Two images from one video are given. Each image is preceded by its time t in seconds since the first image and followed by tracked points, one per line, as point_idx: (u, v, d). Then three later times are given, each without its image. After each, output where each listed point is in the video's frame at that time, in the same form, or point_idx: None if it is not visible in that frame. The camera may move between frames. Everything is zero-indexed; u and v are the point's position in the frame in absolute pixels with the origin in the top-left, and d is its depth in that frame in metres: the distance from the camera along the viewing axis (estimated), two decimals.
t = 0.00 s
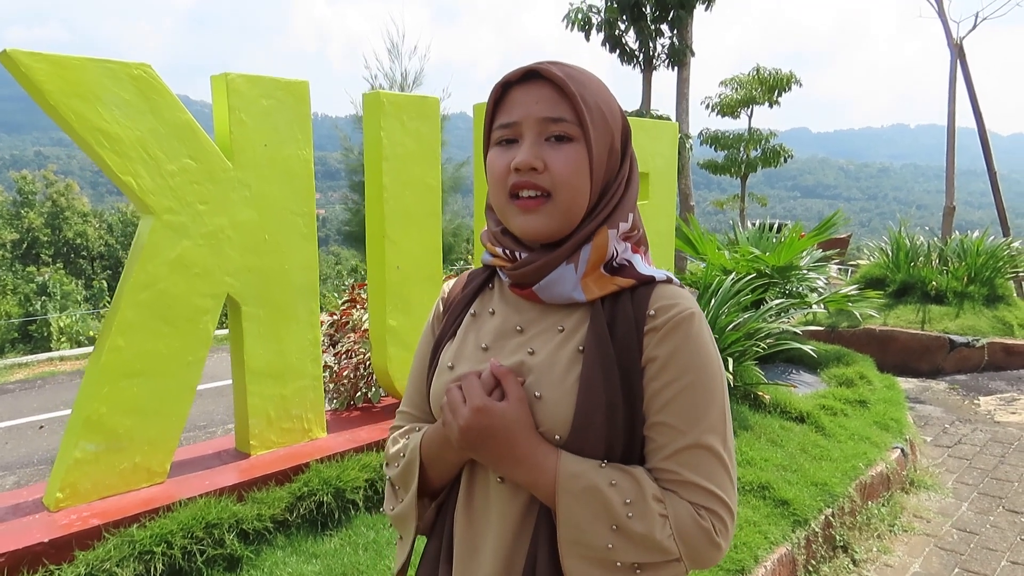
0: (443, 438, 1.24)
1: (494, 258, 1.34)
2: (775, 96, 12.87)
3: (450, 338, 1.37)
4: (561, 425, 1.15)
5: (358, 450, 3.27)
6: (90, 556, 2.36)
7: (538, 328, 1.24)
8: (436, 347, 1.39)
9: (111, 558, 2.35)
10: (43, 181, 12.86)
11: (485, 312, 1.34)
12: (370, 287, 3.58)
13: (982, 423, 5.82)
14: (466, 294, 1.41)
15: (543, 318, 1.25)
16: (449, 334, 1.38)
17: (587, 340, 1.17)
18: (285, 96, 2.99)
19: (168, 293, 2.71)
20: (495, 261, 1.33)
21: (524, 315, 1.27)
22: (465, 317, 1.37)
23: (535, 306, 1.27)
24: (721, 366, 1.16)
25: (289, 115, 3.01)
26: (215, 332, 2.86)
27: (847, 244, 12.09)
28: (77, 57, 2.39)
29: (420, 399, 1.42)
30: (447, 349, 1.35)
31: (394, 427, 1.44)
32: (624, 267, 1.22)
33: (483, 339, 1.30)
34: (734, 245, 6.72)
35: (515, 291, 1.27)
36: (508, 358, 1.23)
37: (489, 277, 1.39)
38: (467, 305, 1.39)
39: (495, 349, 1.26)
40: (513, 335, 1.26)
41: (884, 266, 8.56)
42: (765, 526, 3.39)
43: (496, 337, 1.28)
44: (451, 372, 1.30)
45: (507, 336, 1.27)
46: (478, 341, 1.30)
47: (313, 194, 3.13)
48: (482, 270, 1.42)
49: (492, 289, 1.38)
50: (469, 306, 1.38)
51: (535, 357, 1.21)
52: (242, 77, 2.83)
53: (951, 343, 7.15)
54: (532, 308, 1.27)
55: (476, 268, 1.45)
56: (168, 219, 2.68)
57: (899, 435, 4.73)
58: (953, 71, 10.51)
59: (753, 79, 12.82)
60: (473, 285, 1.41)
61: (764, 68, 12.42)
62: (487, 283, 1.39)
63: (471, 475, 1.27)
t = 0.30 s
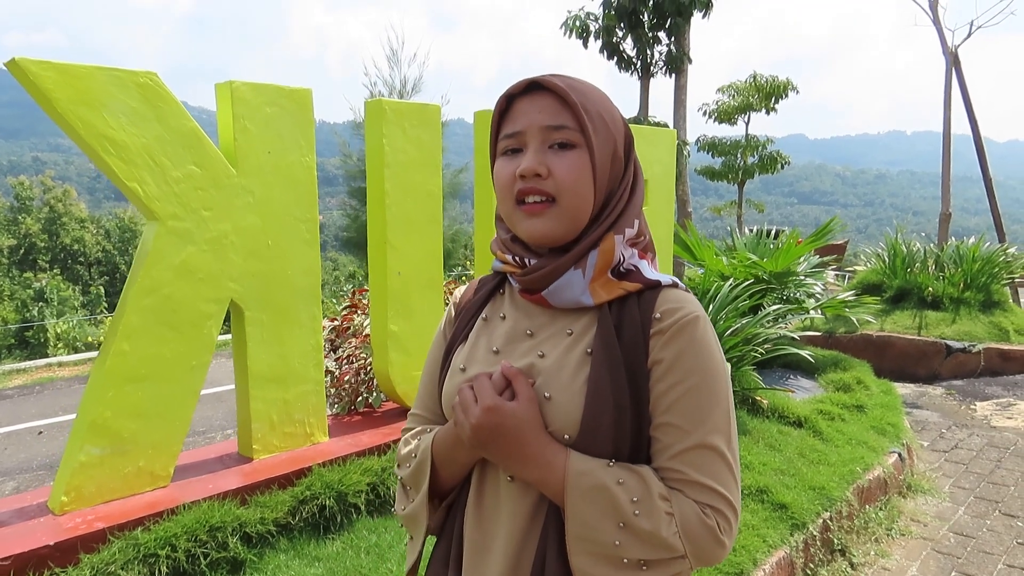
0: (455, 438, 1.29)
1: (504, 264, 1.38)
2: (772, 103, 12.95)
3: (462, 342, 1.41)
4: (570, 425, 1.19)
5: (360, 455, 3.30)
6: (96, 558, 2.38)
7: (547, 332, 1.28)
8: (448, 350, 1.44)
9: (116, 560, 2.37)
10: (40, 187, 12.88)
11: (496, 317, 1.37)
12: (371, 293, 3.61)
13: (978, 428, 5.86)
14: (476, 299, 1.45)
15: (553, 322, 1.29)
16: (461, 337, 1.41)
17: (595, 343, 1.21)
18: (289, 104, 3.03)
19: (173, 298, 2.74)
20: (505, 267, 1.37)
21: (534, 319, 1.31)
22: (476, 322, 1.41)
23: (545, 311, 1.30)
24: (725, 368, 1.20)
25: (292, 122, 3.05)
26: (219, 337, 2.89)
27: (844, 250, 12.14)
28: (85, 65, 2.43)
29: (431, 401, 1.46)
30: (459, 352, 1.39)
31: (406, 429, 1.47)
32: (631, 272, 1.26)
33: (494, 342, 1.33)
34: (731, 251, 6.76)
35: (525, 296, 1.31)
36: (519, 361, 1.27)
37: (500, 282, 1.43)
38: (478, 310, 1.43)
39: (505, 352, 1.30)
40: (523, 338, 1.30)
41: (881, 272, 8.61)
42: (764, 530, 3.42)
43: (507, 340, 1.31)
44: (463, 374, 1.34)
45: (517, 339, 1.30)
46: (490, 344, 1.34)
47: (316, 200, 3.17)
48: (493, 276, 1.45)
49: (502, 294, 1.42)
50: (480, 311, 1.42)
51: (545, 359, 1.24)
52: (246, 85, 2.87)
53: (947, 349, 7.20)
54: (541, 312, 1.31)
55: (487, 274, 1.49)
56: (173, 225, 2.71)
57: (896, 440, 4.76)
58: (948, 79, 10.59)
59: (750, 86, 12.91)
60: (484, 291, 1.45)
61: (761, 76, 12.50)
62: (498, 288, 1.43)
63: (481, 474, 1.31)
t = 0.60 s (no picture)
0: (464, 436, 1.34)
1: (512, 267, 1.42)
2: (766, 108, 13.04)
3: (472, 342, 1.46)
4: (576, 424, 1.23)
5: (360, 455, 3.33)
6: (99, 556, 2.41)
7: (555, 333, 1.32)
8: (459, 349, 1.49)
9: (119, 559, 2.40)
10: (35, 189, 12.86)
11: (505, 318, 1.42)
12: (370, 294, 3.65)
13: (970, 430, 5.92)
14: (486, 300, 1.50)
15: (560, 324, 1.33)
16: (471, 337, 1.47)
17: (600, 344, 1.25)
18: (290, 107, 3.06)
19: (176, 299, 2.77)
20: (513, 271, 1.41)
21: (542, 321, 1.35)
22: (486, 322, 1.46)
23: (553, 312, 1.35)
24: (729, 370, 1.24)
25: (294, 125, 3.08)
26: (220, 338, 2.91)
27: (838, 253, 12.23)
28: (90, 69, 2.46)
29: (442, 400, 1.51)
30: (469, 351, 1.44)
31: (417, 425, 1.52)
32: (636, 274, 1.29)
33: (503, 342, 1.38)
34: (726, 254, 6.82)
35: (533, 297, 1.36)
36: (526, 361, 1.32)
37: (509, 284, 1.47)
38: (488, 311, 1.47)
39: (514, 352, 1.35)
40: (532, 339, 1.35)
41: (874, 276, 8.69)
42: (758, 530, 3.46)
43: (516, 341, 1.36)
44: (474, 372, 1.39)
45: (526, 340, 1.35)
46: (499, 345, 1.38)
47: (317, 203, 3.20)
48: (501, 278, 1.50)
49: (511, 295, 1.46)
50: (490, 311, 1.47)
51: (552, 360, 1.29)
52: (249, 89, 2.90)
53: (940, 352, 7.26)
54: (550, 313, 1.35)
55: (496, 276, 1.53)
56: (176, 227, 2.74)
57: (889, 441, 4.82)
58: (941, 84, 10.69)
59: (745, 91, 12.99)
60: (493, 292, 1.50)
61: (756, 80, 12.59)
62: (507, 290, 1.47)
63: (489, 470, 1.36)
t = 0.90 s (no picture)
0: (466, 433, 1.38)
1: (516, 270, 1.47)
2: (761, 113, 13.13)
3: (478, 341, 1.51)
4: (576, 423, 1.27)
5: (359, 456, 3.37)
6: (101, 556, 2.43)
7: (557, 334, 1.36)
8: (465, 349, 1.54)
9: (121, 558, 2.42)
10: (29, 192, 12.84)
11: (510, 319, 1.47)
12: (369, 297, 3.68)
13: (963, 433, 5.98)
14: (492, 302, 1.55)
15: (563, 325, 1.37)
16: (477, 337, 1.52)
17: (601, 345, 1.29)
18: (292, 112, 3.10)
19: (178, 302, 2.80)
20: (516, 275, 1.45)
21: (546, 322, 1.40)
22: (492, 323, 1.51)
23: (556, 314, 1.39)
24: (727, 374, 1.27)
25: (295, 129, 3.12)
26: (221, 340, 2.94)
27: (832, 258, 12.31)
28: (94, 73, 2.49)
29: (447, 399, 1.56)
30: (475, 351, 1.49)
31: (423, 422, 1.57)
32: (638, 277, 1.32)
33: (507, 342, 1.43)
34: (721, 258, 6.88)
35: (537, 299, 1.40)
36: (528, 361, 1.36)
37: (514, 287, 1.52)
38: (494, 313, 1.52)
39: (517, 352, 1.39)
40: (535, 340, 1.39)
41: (868, 280, 8.76)
42: (753, 531, 3.50)
43: (519, 341, 1.40)
44: (478, 371, 1.43)
45: (529, 341, 1.39)
46: (503, 345, 1.43)
47: (317, 206, 3.23)
48: (506, 281, 1.55)
49: (516, 297, 1.51)
50: (495, 313, 1.52)
51: (553, 360, 1.33)
52: (251, 94, 2.94)
53: (934, 356, 7.33)
54: (553, 315, 1.39)
55: (502, 280, 1.58)
56: (178, 230, 2.77)
57: (883, 444, 4.86)
58: (933, 91, 10.79)
59: (740, 96, 13.09)
60: (499, 295, 1.54)
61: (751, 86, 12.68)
62: (512, 293, 1.52)
63: (490, 468, 1.40)
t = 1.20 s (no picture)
0: (466, 425, 1.42)
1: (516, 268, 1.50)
2: (757, 116, 13.20)
3: (479, 336, 1.55)
4: (572, 415, 1.31)
5: (357, 453, 3.39)
6: (103, 550, 2.45)
7: (555, 329, 1.40)
8: (467, 343, 1.58)
9: (122, 552, 2.45)
10: (23, 192, 12.83)
11: (510, 314, 1.50)
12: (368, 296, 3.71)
13: (955, 433, 6.04)
14: (495, 297, 1.59)
15: (560, 320, 1.40)
16: (478, 332, 1.55)
17: (597, 340, 1.32)
18: (292, 112, 3.13)
19: (179, 299, 2.82)
20: (517, 271, 1.49)
21: (545, 317, 1.43)
22: (493, 318, 1.54)
23: (554, 309, 1.42)
24: (721, 368, 1.30)
25: (295, 129, 3.15)
26: (222, 337, 2.97)
27: (826, 259, 12.38)
28: (98, 72, 2.52)
29: (450, 393, 1.59)
30: (476, 345, 1.52)
31: (427, 415, 1.61)
32: (633, 273, 1.35)
33: (507, 337, 1.46)
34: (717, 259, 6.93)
35: (535, 296, 1.43)
36: (526, 355, 1.40)
37: (514, 283, 1.55)
38: (495, 308, 1.56)
39: (516, 346, 1.43)
40: (534, 335, 1.42)
41: (862, 282, 8.82)
42: (747, 528, 3.54)
43: (519, 336, 1.44)
44: (478, 365, 1.48)
45: (528, 336, 1.43)
46: (503, 339, 1.47)
47: (317, 205, 3.26)
48: (508, 277, 1.59)
49: (517, 293, 1.54)
50: (497, 308, 1.56)
51: (551, 354, 1.36)
52: (252, 94, 2.97)
53: (927, 357, 7.39)
54: (551, 310, 1.43)
55: (503, 276, 1.61)
56: (180, 228, 2.80)
57: (876, 443, 4.91)
58: (928, 94, 10.87)
59: (736, 99, 13.15)
60: (500, 291, 1.58)
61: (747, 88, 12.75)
62: (513, 289, 1.55)
63: (490, 459, 1.43)
